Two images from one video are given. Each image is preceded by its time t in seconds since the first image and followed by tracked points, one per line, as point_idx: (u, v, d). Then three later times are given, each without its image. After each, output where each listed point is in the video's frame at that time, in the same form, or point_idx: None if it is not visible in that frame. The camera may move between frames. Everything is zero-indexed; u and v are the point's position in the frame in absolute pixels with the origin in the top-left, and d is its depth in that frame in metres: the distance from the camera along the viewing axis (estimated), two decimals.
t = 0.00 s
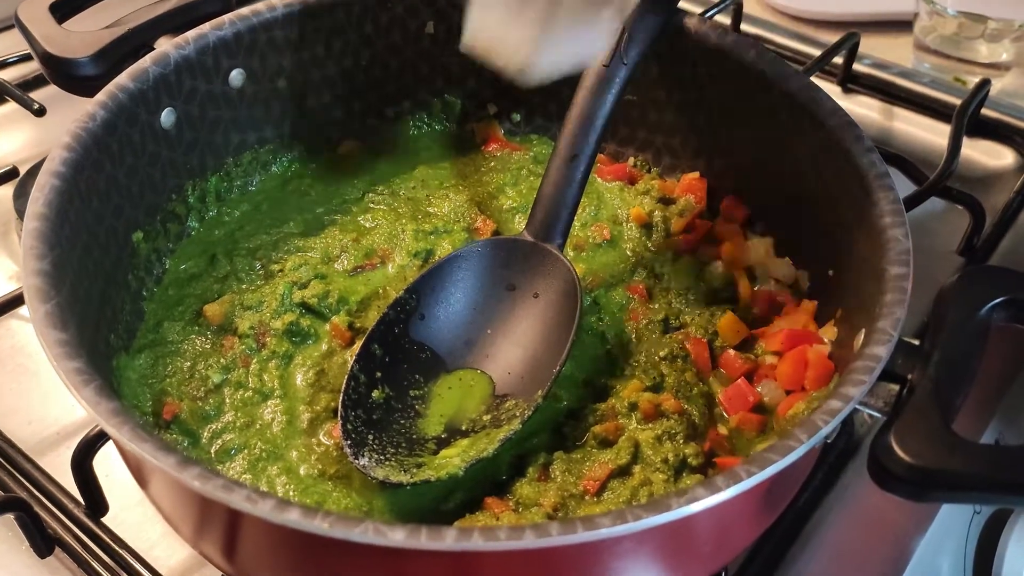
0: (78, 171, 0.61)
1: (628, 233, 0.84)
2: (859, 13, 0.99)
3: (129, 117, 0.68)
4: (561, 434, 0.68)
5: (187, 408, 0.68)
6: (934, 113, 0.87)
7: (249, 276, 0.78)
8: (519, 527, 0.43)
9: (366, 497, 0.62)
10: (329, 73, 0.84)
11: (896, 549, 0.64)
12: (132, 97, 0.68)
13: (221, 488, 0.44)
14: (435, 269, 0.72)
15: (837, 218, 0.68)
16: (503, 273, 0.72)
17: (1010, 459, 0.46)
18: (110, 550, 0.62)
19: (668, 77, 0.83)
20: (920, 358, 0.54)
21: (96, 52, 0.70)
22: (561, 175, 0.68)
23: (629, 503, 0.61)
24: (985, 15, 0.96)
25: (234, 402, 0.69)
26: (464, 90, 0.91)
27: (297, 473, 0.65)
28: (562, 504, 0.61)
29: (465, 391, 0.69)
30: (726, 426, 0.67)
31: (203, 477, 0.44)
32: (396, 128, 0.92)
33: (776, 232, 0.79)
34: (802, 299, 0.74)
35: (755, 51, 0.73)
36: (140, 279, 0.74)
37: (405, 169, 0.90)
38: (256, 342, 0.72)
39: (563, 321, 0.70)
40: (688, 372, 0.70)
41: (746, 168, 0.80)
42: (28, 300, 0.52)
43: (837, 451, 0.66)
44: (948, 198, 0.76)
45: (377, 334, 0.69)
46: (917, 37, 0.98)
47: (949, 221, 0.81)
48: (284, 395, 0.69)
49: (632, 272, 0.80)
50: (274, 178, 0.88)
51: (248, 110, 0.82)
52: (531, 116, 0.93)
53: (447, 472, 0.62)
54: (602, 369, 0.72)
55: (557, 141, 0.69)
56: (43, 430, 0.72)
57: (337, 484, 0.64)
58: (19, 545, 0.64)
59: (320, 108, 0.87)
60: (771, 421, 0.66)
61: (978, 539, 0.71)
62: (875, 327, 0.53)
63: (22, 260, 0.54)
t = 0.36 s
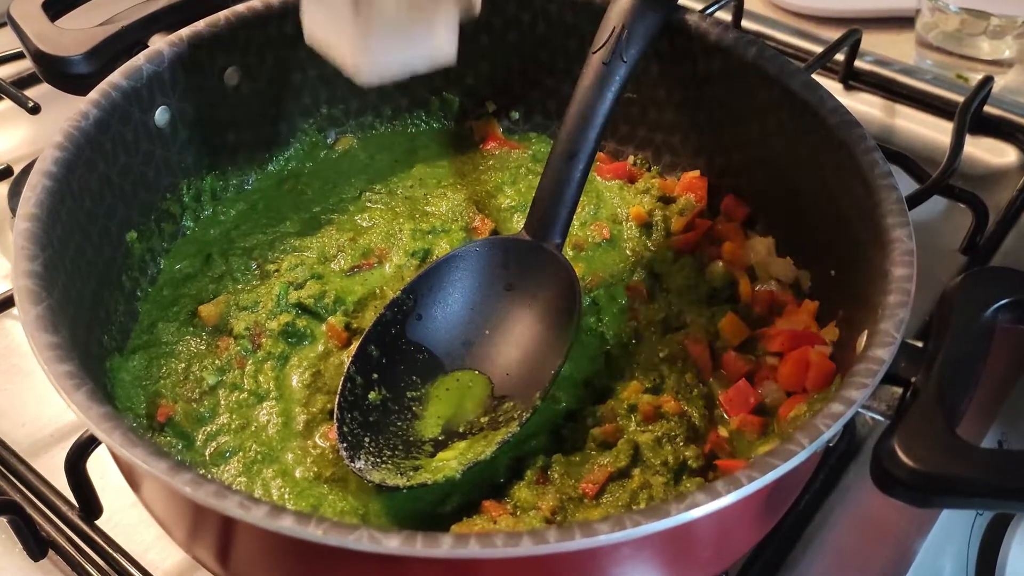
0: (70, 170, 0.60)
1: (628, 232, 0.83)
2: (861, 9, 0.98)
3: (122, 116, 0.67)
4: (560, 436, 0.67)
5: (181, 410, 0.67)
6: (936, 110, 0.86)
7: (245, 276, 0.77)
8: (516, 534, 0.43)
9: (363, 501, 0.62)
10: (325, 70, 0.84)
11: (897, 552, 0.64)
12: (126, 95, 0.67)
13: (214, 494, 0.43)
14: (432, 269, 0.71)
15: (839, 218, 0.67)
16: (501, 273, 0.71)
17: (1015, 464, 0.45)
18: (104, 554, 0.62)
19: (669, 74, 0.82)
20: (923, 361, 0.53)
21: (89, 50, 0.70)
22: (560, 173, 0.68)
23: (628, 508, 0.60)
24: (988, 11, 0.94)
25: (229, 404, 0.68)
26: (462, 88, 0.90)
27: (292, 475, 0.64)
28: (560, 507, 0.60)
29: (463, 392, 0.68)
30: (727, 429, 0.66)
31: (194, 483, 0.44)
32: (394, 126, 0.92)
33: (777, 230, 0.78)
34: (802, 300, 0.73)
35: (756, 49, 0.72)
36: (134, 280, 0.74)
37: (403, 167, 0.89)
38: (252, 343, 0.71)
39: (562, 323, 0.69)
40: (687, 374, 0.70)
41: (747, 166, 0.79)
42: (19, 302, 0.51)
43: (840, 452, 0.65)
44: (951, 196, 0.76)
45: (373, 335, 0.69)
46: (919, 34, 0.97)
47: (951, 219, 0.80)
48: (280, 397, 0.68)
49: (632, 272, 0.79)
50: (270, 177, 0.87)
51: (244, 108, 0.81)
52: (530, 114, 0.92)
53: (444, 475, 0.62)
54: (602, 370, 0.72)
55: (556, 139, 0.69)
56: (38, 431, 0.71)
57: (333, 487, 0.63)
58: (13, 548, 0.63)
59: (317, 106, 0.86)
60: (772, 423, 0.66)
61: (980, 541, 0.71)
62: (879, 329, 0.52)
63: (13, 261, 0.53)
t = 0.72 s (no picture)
0: (66, 169, 0.60)
1: (630, 230, 0.83)
2: (863, 5, 0.97)
3: (119, 114, 0.66)
4: (561, 437, 0.66)
5: (179, 411, 0.66)
6: (940, 107, 0.85)
7: (244, 275, 0.77)
8: (517, 538, 0.42)
9: (363, 502, 0.61)
10: (324, 67, 0.83)
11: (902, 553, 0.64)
12: (123, 93, 0.66)
13: (211, 498, 0.43)
14: (432, 268, 0.71)
15: (842, 217, 0.67)
16: (502, 272, 0.71)
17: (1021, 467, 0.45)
18: (104, 556, 0.61)
19: (670, 71, 0.81)
20: (928, 362, 0.52)
21: (86, 47, 0.69)
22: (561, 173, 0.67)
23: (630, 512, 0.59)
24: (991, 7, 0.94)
25: (228, 405, 0.67)
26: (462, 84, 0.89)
27: (292, 477, 0.63)
28: (561, 509, 0.60)
29: (463, 393, 0.68)
30: (730, 430, 0.65)
31: (191, 487, 0.43)
32: (394, 124, 0.91)
33: (779, 228, 0.77)
34: (806, 299, 0.72)
35: (758, 45, 0.72)
36: (132, 279, 0.73)
37: (403, 165, 0.89)
38: (250, 343, 0.71)
39: (564, 322, 0.69)
40: (689, 374, 0.69)
41: (749, 164, 0.79)
42: (14, 302, 0.51)
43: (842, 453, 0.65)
44: (954, 194, 0.75)
45: (373, 335, 0.68)
46: (922, 30, 0.96)
47: (953, 216, 0.80)
48: (279, 397, 0.68)
49: (633, 270, 0.79)
50: (269, 175, 0.86)
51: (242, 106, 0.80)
52: (530, 111, 0.91)
53: (445, 477, 0.61)
54: (603, 369, 0.71)
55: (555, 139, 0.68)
56: (37, 431, 0.70)
57: (333, 489, 0.63)
58: (11, 549, 0.63)
59: (316, 104, 0.86)
60: (775, 424, 0.65)
61: (984, 541, 0.70)
62: (883, 330, 0.52)
63: (9, 261, 0.52)
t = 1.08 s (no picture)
0: (66, 166, 0.59)
1: (636, 228, 0.82)
2: None
3: (120, 110, 0.66)
4: (568, 438, 0.66)
5: (181, 411, 0.66)
6: (947, 103, 0.84)
7: (246, 274, 0.76)
8: (528, 543, 0.41)
9: (367, 504, 0.61)
10: (327, 63, 0.82)
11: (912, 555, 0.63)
12: (124, 89, 0.65)
13: (214, 503, 0.42)
14: (438, 266, 0.70)
15: (852, 214, 0.66)
16: (507, 270, 0.70)
17: None
18: (104, 557, 0.61)
19: (677, 67, 0.80)
20: (943, 363, 0.52)
21: (87, 42, 0.68)
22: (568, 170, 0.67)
23: (639, 515, 0.58)
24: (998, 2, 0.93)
25: (231, 405, 0.67)
26: (466, 80, 0.88)
27: (296, 478, 0.63)
28: (570, 511, 0.59)
29: (468, 393, 0.67)
30: (739, 430, 0.65)
31: (195, 490, 0.42)
32: (398, 120, 0.90)
33: (788, 226, 0.76)
34: (815, 298, 0.72)
35: (767, 41, 0.71)
36: (134, 277, 0.72)
37: (407, 162, 0.88)
38: (253, 342, 0.70)
39: (570, 321, 0.68)
40: (698, 373, 0.68)
41: (757, 161, 0.78)
42: (14, 302, 0.50)
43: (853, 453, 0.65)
44: (963, 192, 0.74)
45: (378, 334, 0.67)
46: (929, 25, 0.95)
47: (962, 212, 0.78)
48: (282, 397, 0.67)
49: (640, 269, 0.78)
50: (272, 171, 0.85)
51: (244, 102, 0.79)
52: (535, 108, 0.91)
53: (451, 478, 0.60)
54: (610, 369, 0.70)
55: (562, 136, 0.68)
56: (36, 431, 0.70)
57: (337, 490, 0.62)
58: (10, 551, 0.62)
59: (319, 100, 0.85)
60: (784, 425, 0.64)
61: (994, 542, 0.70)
62: (897, 330, 0.51)
63: (9, 259, 0.51)
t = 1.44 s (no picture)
0: (68, 167, 0.58)
1: (642, 229, 0.81)
2: None
3: (122, 111, 0.65)
4: (575, 443, 0.65)
5: (185, 416, 0.65)
6: (953, 102, 0.83)
7: (249, 276, 0.75)
8: (538, 553, 0.41)
9: (372, 509, 0.60)
10: (330, 62, 0.81)
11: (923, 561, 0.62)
12: (125, 89, 0.65)
13: (220, 512, 0.41)
14: (443, 268, 0.70)
15: (862, 216, 0.65)
16: (512, 273, 0.70)
17: None
18: (104, 561, 0.60)
19: (683, 67, 0.79)
20: (957, 368, 0.51)
21: (88, 42, 0.67)
22: (574, 170, 0.67)
23: (648, 522, 0.57)
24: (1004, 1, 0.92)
25: (234, 409, 0.66)
26: (470, 80, 0.88)
27: (300, 483, 0.62)
28: (577, 517, 0.59)
29: (474, 397, 0.66)
30: (747, 434, 0.64)
31: (201, 499, 0.42)
32: (402, 120, 0.89)
33: (796, 228, 0.76)
34: (823, 300, 0.71)
35: (775, 41, 0.70)
36: (135, 279, 0.71)
37: (410, 162, 0.87)
38: (256, 345, 0.69)
39: (577, 324, 0.67)
40: (705, 377, 0.68)
41: (764, 161, 0.77)
42: (16, 307, 0.49)
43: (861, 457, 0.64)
44: (971, 193, 0.74)
45: (382, 337, 0.67)
46: (933, 24, 0.94)
47: (968, 213, 0.78)
48: (286, 401, 0.66)
49: (647, 270, 0.77)
50: (274, 172, 0.84)
51: (247, 102, 0.79)
52: (540, 107, 0.90)
53: (457, 484, 0.60)
54: (617, 372, 0.70)
55: (568, 137, 0.68)
56: (36, 435, 0.69)
57: (342, 495, 0.61)
58: (11, 555, 0.61)
59: (321, 100, 0.84)
60: (792, 429, 0.64)
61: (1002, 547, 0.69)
62: (909, 336, 0.50)
63: (10, 263, 0.51)
